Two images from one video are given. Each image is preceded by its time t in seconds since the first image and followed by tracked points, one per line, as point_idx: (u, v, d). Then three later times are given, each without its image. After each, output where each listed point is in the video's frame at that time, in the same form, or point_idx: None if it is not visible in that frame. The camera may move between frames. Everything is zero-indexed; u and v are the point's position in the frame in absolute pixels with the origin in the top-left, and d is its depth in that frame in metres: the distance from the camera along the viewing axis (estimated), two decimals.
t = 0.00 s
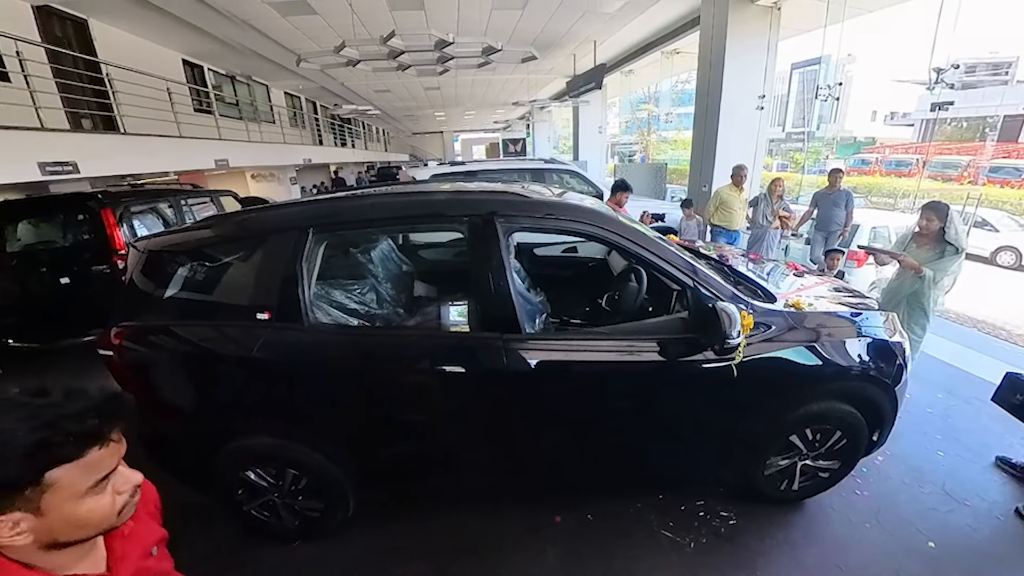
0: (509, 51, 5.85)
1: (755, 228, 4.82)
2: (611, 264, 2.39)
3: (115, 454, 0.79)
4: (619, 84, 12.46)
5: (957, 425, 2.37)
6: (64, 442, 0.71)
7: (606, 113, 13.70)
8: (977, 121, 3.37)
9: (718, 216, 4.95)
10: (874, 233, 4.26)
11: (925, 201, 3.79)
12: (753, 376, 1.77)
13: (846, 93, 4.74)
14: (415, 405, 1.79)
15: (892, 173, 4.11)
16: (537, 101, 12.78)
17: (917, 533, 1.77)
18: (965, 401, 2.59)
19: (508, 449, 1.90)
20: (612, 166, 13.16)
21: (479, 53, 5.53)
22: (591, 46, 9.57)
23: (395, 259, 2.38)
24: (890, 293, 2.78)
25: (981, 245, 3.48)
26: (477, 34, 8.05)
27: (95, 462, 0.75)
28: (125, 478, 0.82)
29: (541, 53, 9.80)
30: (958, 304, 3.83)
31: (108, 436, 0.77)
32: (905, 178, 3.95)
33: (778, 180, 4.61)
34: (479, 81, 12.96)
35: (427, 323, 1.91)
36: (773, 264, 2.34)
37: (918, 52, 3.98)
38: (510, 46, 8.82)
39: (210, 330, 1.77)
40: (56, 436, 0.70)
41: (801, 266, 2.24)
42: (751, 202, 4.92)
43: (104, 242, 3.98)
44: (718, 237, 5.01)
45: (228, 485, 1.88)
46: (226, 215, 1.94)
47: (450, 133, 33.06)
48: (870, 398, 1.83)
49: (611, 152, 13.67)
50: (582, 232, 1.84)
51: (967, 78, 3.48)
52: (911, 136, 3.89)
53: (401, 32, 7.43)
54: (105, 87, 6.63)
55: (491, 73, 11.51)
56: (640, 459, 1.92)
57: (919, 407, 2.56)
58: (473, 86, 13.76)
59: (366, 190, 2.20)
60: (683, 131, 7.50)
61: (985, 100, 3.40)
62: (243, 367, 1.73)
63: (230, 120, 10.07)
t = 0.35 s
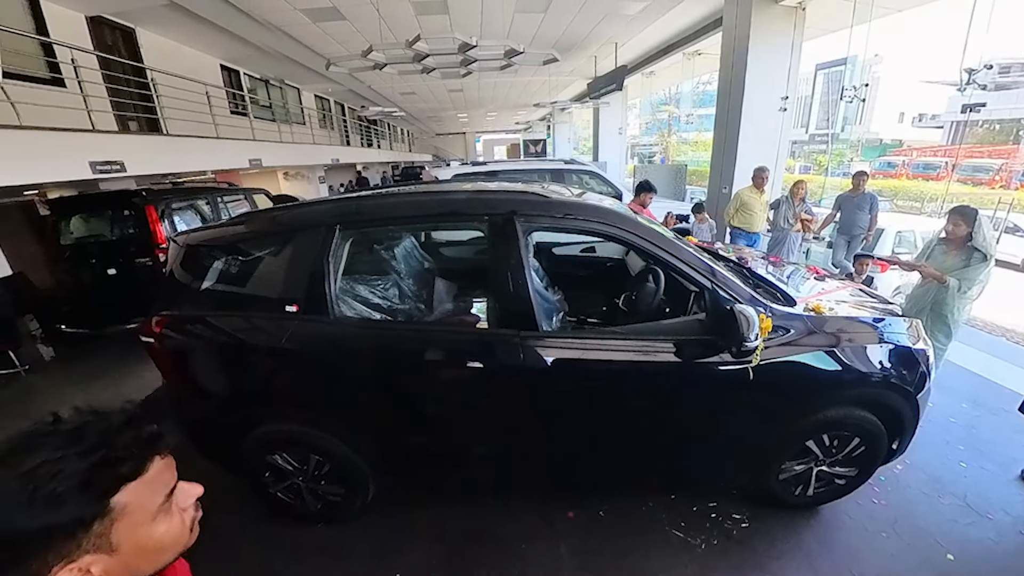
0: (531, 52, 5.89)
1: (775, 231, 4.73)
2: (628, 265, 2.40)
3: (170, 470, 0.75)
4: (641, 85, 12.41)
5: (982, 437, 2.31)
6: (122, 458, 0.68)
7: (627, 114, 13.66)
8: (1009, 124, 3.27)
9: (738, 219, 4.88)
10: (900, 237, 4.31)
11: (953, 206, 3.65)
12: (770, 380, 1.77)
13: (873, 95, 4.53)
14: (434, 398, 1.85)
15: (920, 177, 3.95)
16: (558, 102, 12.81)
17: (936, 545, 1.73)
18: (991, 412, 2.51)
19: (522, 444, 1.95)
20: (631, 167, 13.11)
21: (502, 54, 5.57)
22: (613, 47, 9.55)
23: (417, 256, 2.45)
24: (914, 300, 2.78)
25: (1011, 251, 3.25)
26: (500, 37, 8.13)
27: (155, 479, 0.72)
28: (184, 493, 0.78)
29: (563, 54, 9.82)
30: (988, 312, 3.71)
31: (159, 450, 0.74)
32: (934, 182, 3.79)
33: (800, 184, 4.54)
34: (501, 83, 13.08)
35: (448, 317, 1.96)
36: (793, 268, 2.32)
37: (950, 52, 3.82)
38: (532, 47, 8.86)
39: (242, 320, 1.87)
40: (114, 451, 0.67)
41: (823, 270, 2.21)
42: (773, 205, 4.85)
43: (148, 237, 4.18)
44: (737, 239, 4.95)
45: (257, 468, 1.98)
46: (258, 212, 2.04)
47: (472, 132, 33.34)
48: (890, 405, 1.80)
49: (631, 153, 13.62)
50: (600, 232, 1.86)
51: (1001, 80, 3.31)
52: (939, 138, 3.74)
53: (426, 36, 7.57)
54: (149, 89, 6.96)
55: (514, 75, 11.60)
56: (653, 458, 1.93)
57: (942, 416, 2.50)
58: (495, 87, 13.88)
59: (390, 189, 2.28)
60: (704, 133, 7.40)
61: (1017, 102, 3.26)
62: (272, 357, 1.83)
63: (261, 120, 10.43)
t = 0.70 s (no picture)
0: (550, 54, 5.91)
1: (795, 233, 4.77)
2: (644, 265, 2.41)
3: (174, 479, 0.76)
4: (659, 86, 12.38)
5: (1004, 448, 2.25)
6: (141, 467, 0.69)
7: (644, 116, 13.64)
8: None
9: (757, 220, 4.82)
10: (923, 242, 4.12)
11: (981, 210, 3.48)
12: (785, 384, 1.75)
13: (897, 98, 4.45)
14: (448, 393, 1.91)
15: (945, 179, 3.80)
16: (576, 103, 12.82)
17: (953, 556, 1.70)
18: (1015, 423, 2.44)
19: (534, 440, 1.98)
20: (647, 168, 13.07)
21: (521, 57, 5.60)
22: (631, 48, 9.54)
23: (436, 253, 2.51)
24: (936, 306, 2.71)
25: None
26: (519, 40, 8.15)
27: (164, 489, 0.73)
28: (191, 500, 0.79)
29: (582, 56, 9.83)
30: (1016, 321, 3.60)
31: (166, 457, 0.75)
32: (960, 186, 3.64)
33: (821, 185, 4.56)
34: (520, 84, 13.15)
35: (466, 314, 2.00)
36: (811, 271, 2.28)
37: (981, 50, 3.65)
38: (551, 50, 8.90)
39: (269, 313, 1.96)
40: (131, 462, 0.68)
41: (842, 274, 2.17)
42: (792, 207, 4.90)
43: (183, 233, 4.39)
44: (755, 241, 4.89)
45: (281, 454, 2.08)
46: (285, 210, 2.13)
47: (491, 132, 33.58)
48: (909, 413, 1.77)
49: (647, 154, 13.60)
50: (617, 232, 1.87)
51: None
52: (967, 141, 3.60)
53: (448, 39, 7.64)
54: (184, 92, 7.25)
55: (533, 76, 11.67)
56: (664, 458, 1.94)
57: (963, 426, 2.44)
58: (514, 88, 13.99)
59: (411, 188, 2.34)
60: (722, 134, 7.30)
61: None
62: (297, 348, 1.91)
63: (288, 120, 10.73)
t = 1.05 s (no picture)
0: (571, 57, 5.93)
1: (815, 236, 4.72)
2: (660, 266, 2.41)
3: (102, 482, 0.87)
4: (681, 87, 12.28)
5: None
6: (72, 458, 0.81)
7: (665, 117, 13.54)
8: None
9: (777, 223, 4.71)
10: (950, 249, 3.96)
11: (1012, 217, 3.29)
12: (802, 389, 1.74)
13: (925, 98, 4.29)
14: (463, 387, 1.96)
15: (976, 184, 3.60)
16: (597, 104, 12.79)
17: (971, 570, 1.65)
18: None
19: (547, 437, 2.02)
20: (668, 169, 12.96)
21: (543, 59, 5.63)
22: (652, 50, 9.50)
23: (456, 251, 2.56)
24: (963, 314, 2.61)
25: None
26: (541, 41, 8.14)
27: (94, 488, 0.83)
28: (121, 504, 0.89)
29: (603, 58, 9.80)
30: None
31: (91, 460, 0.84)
32: (990, 191, 3.46)
33: (844, 189, 4.52)
34: (542, 86, 13.20)
35: (484, 311, 2.05)
36: (832, 275, 2.25)
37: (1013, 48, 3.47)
38: (572, 52, 8.92)
39: (296, 305, 2.05)
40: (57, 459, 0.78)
41: (865, 279, 2.13)
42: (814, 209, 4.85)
43: (219, 229, 4.56)
44: (774, 245, 4.79)
45: (305, 440, 2.17)
46: (313, 207, 2.22)
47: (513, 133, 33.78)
48: (929, 422, 1.73)
49: (667, 155, 13.50)
50: (634, 233, 1.89)
51: None
52: (999, 144, 3.41)
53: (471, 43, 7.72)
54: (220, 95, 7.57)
55: (554, 78, 11.71)
56: (675, 459, 1.95)
57: (988, 438, 2.37)
58: (535, 90, 14.08)
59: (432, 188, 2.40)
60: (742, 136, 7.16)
61: None
62: (321, 340, 2.00)
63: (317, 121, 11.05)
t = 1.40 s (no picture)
0: (590, 59, 5.94)
1: (834, 240, 4.52)
2: (676, 268, 2.40)
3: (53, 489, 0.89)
4: (699, 89, 12.18)
5: None
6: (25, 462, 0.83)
7: (682, 119, 13.44)
8: None
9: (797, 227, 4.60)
10: (975, 254, 3.92)
11: None
12: (817, 394, 1.72)
13: (952, 100, 4.12)
14: (477, 382, 2.01)
15: (1005, 188, 3.51)
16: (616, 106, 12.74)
17: None
18: None
19: (558, 434, 2.05)
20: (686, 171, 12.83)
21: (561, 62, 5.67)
22: (670, 52, 9.43)
23: (474, 250, 2.61)
24: (989, 321, 2.55)
25: None
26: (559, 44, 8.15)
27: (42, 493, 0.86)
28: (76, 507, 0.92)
29: (620, 61, 9.78)
30: None
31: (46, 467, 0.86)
32: (1018, 195, 3.39)
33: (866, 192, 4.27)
34: (560, 87, 13.25)
35: (500, 308, 2.08)
36: (851, 280, 2.21)
37: None
38: (591, 54, 8.91)
39: (319, 299, 2.14)
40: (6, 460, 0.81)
41: (886, 284, 2.09)
42: (834, 211, 4.62)
43: (248, 224, 4.74)
44: (793, 248, 4.69)
45: (325, 428, 2.26)
46: (337, 205, 2.30)
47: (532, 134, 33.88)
48: (948, 431, 1.69)
49: (684, 157, 13.37)
50: (650, 234, 1.89)
51: None
52: None
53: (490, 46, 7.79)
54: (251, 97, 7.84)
55: (572, 80, 11.72)
56: (687, 460, 1.95)
57: (1011, 449, 2.30)
58: (553, 92, 14.13)
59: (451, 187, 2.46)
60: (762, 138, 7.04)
61: None
62: (343, 333, 2.07)
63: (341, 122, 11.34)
